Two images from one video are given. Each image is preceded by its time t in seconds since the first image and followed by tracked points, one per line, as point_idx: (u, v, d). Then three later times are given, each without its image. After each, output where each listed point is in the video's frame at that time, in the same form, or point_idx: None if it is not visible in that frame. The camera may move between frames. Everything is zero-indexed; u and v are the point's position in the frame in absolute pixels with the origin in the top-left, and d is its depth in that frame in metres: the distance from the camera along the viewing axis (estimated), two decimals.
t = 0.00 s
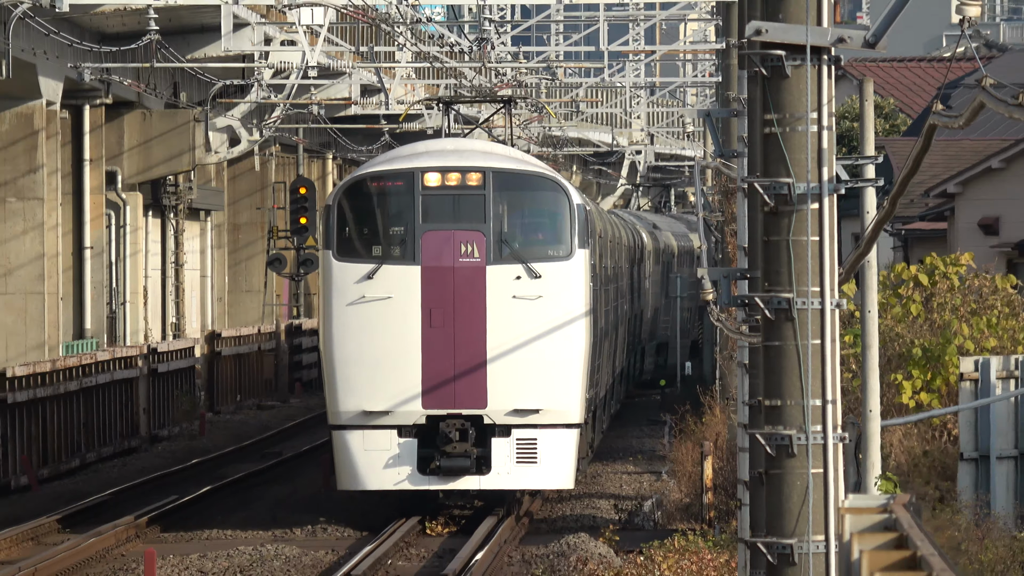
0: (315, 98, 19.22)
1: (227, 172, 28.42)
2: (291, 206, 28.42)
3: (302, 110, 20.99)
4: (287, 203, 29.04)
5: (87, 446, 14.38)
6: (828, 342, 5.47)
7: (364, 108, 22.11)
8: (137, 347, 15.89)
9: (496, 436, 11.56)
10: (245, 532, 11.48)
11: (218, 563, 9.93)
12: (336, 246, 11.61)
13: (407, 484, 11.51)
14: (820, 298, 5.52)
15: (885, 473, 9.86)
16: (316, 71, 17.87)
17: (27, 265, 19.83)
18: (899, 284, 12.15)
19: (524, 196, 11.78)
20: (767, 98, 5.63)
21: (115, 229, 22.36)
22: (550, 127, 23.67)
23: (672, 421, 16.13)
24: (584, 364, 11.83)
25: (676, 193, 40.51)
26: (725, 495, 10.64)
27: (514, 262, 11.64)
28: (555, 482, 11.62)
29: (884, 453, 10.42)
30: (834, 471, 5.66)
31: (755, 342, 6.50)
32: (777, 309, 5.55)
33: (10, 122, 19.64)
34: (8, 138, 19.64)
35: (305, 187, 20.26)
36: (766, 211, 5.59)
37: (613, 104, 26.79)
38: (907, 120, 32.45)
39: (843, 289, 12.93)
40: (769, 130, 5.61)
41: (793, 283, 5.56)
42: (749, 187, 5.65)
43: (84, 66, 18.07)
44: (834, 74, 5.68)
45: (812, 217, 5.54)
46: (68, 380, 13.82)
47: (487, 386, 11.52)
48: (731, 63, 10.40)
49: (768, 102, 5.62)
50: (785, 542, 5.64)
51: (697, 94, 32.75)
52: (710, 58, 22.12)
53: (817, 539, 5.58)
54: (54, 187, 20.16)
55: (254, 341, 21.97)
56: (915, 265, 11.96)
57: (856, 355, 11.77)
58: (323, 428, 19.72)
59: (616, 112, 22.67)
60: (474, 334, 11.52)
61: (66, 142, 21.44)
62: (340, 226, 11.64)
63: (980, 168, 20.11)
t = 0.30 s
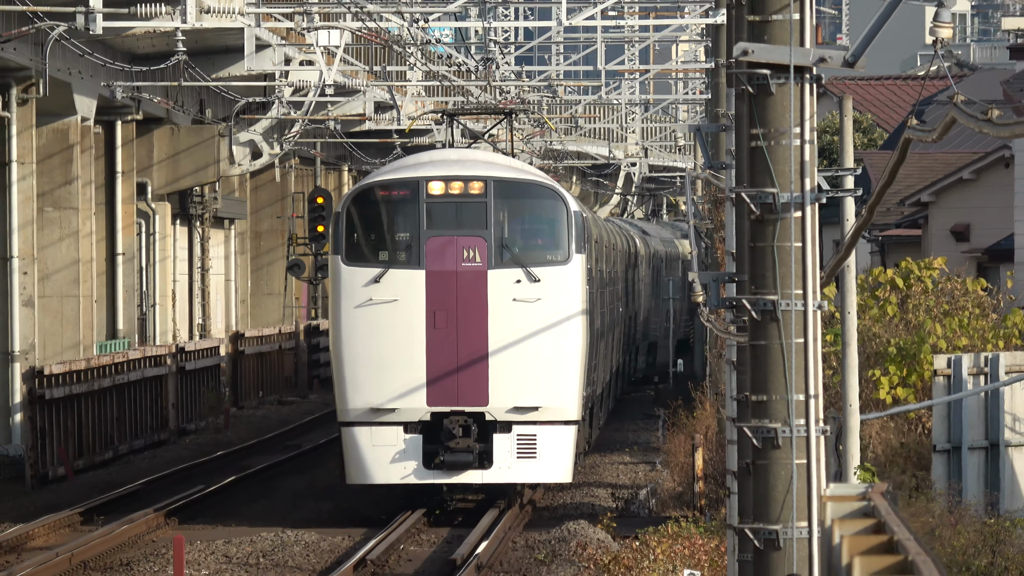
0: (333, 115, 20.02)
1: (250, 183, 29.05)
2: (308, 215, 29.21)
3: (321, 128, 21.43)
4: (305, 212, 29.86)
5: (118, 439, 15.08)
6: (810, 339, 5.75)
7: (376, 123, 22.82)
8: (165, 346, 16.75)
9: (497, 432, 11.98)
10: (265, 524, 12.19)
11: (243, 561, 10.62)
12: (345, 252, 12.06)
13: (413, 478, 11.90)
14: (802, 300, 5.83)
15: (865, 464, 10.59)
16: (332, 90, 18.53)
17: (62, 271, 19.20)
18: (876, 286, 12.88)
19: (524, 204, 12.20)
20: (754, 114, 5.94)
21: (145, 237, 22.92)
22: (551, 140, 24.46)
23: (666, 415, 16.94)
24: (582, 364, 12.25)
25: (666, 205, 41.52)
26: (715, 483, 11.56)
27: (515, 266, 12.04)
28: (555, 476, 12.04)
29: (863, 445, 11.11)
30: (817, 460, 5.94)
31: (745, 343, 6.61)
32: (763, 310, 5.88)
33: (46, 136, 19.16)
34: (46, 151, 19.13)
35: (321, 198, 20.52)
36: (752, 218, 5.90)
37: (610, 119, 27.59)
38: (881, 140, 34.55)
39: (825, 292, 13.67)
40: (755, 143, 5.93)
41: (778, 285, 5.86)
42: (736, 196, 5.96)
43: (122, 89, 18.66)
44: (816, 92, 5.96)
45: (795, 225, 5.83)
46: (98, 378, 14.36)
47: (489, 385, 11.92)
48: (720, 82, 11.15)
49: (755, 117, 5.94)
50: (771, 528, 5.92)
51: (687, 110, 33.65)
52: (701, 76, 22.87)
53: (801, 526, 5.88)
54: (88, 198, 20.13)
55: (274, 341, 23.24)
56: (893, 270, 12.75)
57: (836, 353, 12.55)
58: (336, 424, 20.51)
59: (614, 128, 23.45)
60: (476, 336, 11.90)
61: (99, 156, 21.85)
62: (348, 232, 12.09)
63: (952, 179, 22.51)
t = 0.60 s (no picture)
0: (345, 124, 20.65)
1: (265, 189, 29.59)
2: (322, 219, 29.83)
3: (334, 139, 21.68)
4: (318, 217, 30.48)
5: (141, 433, 15.72)
6: (798, 340, 6.18)
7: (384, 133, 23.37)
8: (187, 345, 17.34)
9: (497, 428, 12.35)
10: (280, 514, 12.84)
11: (260, 550, 11.28)
12: (350, 253, 12.49)
13: (416, 473, 12.28)
14: (790, 302, 6.33)
15: (849, 457, 11.17)
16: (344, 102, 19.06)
17: (89, 272, 19.60)
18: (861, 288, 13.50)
19: (524, 207, 12.60)
20: (745, 123, 6.45)
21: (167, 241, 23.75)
22: (553, 149, 25.02)
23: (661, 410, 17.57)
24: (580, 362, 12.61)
25: (662, 209, 42.27)
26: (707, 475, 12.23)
27: (515, 268, 12.42)
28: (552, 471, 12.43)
29: (848, 439, 11.69)
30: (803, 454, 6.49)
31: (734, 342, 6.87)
32: (754, 310, 6.37)
33: (73, 143, 19.68)
34: (74, 158, 19.61)
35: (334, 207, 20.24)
36: (744, 223, 6.41)
37: (608, 129, 28.18)
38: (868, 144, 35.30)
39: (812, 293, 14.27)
40: (747, 151, 6.44)
41: (768, 286, 6.37)
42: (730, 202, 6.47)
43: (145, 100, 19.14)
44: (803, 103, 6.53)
45: (785, 229, 6.36)
46: (121, 374, 14.98)
47: (489, 382, 12.31)
48: (713, 94, 11.70)
49: (747, 127, 6.45)
50: (760, 517, 6.48)
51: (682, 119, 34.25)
52: (695, 89, 23.43)
53: (788, 515, 6.43)
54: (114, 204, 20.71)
55: (292, 339, 24.18)
56: (876, 272, 13.28)
57: (823, 351, 13.17)
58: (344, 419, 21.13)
59: (613, 137, 24.10)
60: (477, 335, 12.27)
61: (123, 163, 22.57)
62: (353, 235, 12.51)
63: (935, 185, 23.39)
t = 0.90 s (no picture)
0: (355, 133, 21.14)
1: (280, 195, 30.07)
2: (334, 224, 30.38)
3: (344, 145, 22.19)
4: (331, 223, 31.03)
5: (161, 427, 16.30)
6: (792, 339, 6.21)
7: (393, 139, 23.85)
8: (204, 343, 17.83)
9: (498, 428, 12.53)
10: (293, 505, 13.40)
11: (273, 541, 11.85)
12: (354, 256, 12.60)
13: (418, 472, 12.46)
14: (783, 303, 6.43)
15: (841, 452, 11.66)
16: (354, 111, 19.54)
17: (111, 274, 20.03)
18: (850, 290, 14.15)
19: (524, 211, 12.76)
20: (740, 132, 6.55)
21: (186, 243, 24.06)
22: (556, 156, 25.54)
23: (661, 407, 18.11)
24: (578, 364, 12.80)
25: (664, 214, 42.94)
26: (703, 469, 12.78)
27: (515, 271, 12.59)
28: (552, 470, 12.60)
29: (839, 434, 12.19)
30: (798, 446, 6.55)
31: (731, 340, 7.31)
32: (747, 311, 6.47)
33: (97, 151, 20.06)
34: (97, 166, 19.86)
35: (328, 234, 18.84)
36: (738, 228, 6.52)
37: (611, 137, 28.71)
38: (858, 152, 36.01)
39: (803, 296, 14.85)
40: (741, 160, 6.54)
41: (762, 289, 6.49)
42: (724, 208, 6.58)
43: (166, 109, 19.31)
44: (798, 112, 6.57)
45: (777, 234, 6.49)
46: (142, 371, 15.53)
47: (491, 383, 12.47)
48: (709, 104, 12.21)
49: (741, 136, 6.54)
50: (755, 510, 6.59)
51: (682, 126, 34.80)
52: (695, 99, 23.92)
53: (782, 507, 6.53)
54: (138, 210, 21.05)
55: (304, 339, 24.79)
56: (866, 275, 13.86)
57: (814, 349, 13.77)
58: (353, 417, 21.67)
59: (613, 145, 24.67)
60: (478, 337, 12.43)
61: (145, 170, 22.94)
62: (357, 238, 12.63)
63: (921, 193, 24.24)
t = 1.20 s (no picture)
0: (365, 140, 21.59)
1: (296, 199, 30.65)
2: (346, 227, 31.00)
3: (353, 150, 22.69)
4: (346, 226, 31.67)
5: (182, 422, 16.85)
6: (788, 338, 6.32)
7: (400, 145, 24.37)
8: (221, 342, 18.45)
9: (500, 427, 12.53)
10: (306, 498, 13.91)
11: (287, 532, 12.34)
12: (358, 259, 12.55)
13: (421, 471, 12.43)
14: (779, 303, 6.73)
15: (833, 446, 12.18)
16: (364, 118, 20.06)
17: (133, 274, 20.69)
18: (843, 291, 14.78)
19: (526, 214, 12.71)
20: (735, 140, 6.83)
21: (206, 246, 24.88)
22: (560, 161, 26.08)
23: (660, 403, 18.66)
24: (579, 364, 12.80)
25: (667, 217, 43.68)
26: (701, 462, 13.36)
27: (517, 273, 12.56)
28: (553, 469, 12.62)
29: (832, 429, 12.71)
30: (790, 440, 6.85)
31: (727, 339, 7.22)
32: (743, 311, 6.73)
33: (118, 156, 20.65)
34: (119, 171, 20.52)
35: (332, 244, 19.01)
36: (734, 230, 6.77)
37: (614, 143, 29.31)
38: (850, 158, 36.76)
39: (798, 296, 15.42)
40: (738, 165, 6.80)
41: (758, 288, 6.75)
42: (720, 212, 6.84)
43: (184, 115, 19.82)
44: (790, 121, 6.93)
45: (773, 237, 6.74)
46: (163, 368, 16.11)
47: (493, 383, 12.46)
48: (707, 112, 12.67)
49: (737, 143, 6.83)
50: (750, 502, 6.80)
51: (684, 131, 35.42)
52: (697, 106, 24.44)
53: (776, 499, 6.76)
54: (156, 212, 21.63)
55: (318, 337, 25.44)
56: (858, 276, 14.58)
57: (808, 347, 14.35)
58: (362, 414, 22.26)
59: (615, 151, 25.26)
60: (481, 338, 12.41)
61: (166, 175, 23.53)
62: (361, 240, 12.57)
63: (910, 197, 25.51)
